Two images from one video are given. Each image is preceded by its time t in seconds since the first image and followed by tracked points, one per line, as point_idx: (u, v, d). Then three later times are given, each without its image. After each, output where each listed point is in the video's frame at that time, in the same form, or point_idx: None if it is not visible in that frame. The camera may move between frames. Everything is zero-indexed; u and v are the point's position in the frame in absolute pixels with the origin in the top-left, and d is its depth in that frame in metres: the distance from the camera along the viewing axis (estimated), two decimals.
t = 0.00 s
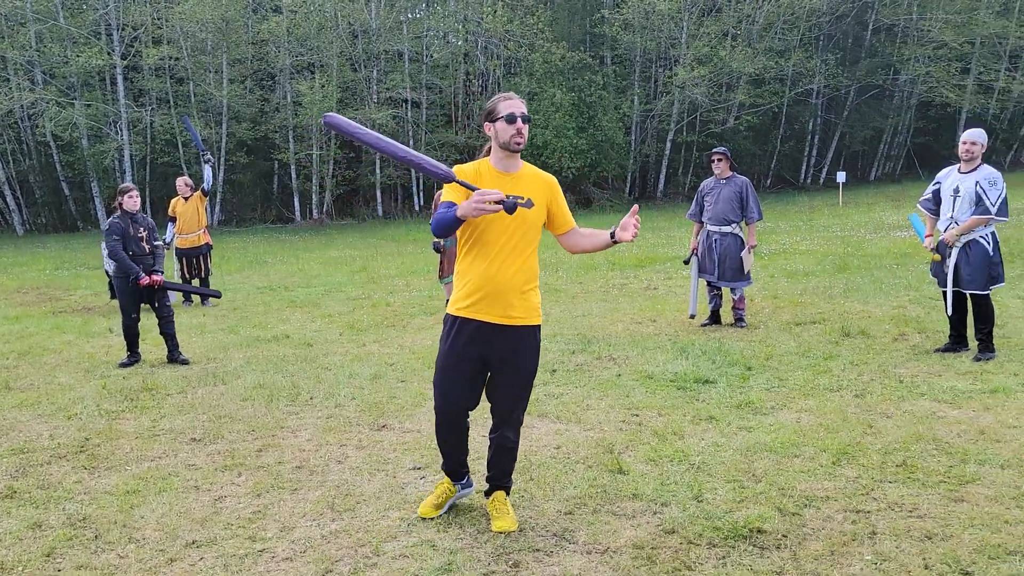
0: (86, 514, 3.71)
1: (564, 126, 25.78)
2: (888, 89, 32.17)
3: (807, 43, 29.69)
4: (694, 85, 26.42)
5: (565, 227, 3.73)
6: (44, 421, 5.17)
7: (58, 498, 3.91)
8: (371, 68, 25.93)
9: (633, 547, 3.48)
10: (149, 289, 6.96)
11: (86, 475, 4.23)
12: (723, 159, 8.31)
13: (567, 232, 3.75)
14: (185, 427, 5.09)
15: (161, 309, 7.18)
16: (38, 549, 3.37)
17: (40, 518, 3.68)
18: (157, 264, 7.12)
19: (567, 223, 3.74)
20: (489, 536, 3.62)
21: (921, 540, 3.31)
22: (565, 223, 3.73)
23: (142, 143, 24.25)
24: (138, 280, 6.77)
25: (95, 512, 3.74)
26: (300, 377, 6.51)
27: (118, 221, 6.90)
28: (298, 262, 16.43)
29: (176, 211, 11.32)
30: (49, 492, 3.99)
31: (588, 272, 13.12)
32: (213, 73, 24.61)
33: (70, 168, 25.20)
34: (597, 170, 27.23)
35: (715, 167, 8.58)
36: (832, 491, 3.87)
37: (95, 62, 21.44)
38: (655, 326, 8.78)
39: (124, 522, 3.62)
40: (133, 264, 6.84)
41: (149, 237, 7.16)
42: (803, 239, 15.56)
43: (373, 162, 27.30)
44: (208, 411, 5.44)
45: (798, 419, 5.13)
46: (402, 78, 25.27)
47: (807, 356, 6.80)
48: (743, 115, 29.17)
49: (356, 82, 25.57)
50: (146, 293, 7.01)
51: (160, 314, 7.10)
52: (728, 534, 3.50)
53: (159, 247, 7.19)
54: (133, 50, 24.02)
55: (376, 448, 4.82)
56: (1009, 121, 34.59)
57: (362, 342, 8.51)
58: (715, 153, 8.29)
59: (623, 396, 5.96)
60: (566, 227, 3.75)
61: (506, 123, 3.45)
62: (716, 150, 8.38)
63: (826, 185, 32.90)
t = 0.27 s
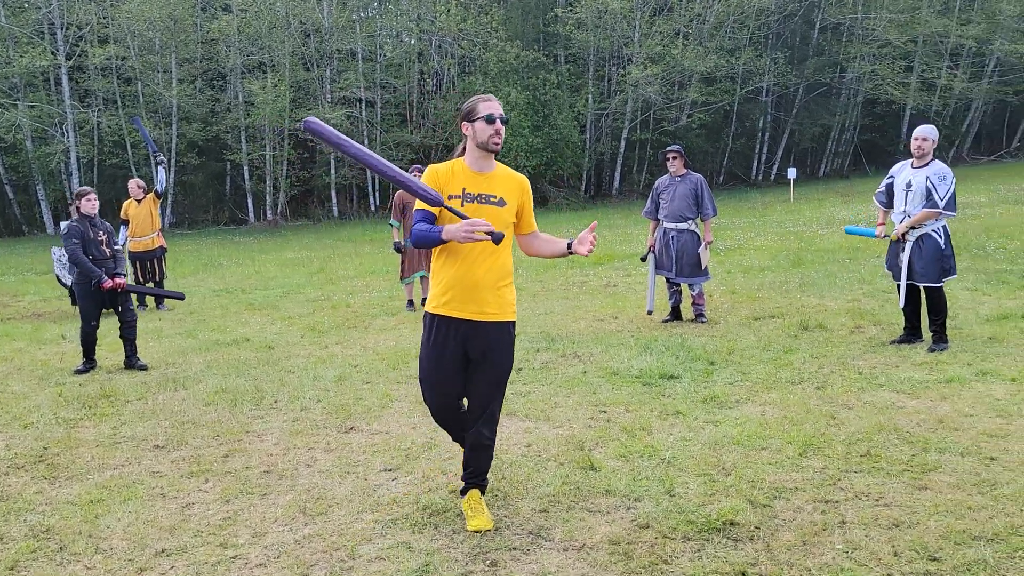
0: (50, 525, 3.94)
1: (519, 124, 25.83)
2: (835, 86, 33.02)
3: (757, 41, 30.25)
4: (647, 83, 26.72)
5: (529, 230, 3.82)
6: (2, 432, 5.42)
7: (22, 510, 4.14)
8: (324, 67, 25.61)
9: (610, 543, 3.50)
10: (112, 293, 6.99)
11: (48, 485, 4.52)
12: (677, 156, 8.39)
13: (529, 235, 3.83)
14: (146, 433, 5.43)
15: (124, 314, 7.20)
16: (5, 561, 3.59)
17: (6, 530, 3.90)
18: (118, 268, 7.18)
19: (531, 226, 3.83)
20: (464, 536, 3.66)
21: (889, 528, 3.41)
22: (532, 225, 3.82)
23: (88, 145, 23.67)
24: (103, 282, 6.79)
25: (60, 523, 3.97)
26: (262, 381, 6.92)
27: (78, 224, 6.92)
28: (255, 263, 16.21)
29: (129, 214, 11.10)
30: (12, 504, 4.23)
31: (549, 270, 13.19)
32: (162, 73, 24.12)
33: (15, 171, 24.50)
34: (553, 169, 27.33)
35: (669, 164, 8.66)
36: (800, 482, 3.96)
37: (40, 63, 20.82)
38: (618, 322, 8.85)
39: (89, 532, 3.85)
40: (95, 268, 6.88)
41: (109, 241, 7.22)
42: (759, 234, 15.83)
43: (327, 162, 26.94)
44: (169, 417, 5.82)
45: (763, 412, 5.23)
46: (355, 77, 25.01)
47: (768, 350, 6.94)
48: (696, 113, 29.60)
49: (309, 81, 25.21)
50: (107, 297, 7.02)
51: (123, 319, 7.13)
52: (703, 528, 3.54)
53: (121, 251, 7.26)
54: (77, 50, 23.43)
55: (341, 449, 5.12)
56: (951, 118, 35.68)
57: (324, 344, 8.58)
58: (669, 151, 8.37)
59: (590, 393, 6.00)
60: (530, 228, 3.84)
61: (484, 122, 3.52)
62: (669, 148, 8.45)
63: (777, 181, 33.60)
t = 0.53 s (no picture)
0: (12, 531, 4.02)
1: (480, 125, 25.81)
2: (791, 89, 33.73)
3: (714, 44, 30.68)
4: (607, 84, 26.92)
5: (509, 227, 3.80)
6: None
7: None
8: (283, 65, 25.26)
9: (584, 540, 3.53)
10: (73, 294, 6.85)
11: (8, 490, 4.62)
12: (636, 158, 8.46)
13: (510, 231, 3.81)
14: (108, 436, 5.55)
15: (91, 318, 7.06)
16: None
17: None
18: (81, 269, 7.03)
19: (514, 222, 3.81)
20: (438, 534, 3.67)
21: (856, 521, 3.51)
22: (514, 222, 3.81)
23: (37, 144, 23.05)
24: (60, 284, 6.64)
25: (21, 529, 4.05)
26: (228, 382, 6.91)
27: (35, 226, 6.86)
28: (214, 264, 15.95)
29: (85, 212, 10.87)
30: None
31: (513, 270, 13.22)
32: (116, 71, 23.58)
33: None
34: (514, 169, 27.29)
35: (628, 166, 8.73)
36: (767, 477, 4.05)
37: None
38: (583, 322, 8.90)
39: (54, 538, 3.91)
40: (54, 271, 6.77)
41: (72, 243, 7.07)
42: (719, 235, 16.07)
43: (286, 162, 26.56)
44: (131, 420, 5.91)
45: (729, 409, 5.32)
46: (315, 76, 24.70)
47: (732, 348, 7.07)
48: (656, 114, 29.92)
49: (267, 80, 24.83)
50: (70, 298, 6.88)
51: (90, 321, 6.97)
52: (675, 524, 3.59)
53: (84, 252, 7.11)
54: (27, 47, 22.81)
55: (311, 450, 5.09)
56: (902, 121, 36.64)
57: (287, 345, 8.52)
58: (629, 153, 8.43)
59: (558, 392, 6.02)
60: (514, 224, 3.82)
61: (447, 126, 3.65)
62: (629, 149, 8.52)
63: (735, 182, 34.16)
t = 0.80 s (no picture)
0: None
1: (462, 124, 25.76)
2: (770, 90, 34.05)
3: (695, 45, 30.88)
4: (589, 85, 26.99)
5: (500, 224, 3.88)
6: None
7: None
8: (263, 63, 25.06)
9: (571, 538, 3.53)
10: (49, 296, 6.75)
11: None
12: (618, 157, 8.52)
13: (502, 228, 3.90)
14: (90, 436, 5.47)
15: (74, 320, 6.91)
16: None
17: None
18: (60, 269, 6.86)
19: (505, 218, 3.89)
20: (425, 533, 3.66)
21: (839, 518, 3.56)
22: (504, 218, 3.89)
23: (12, 141, 22.69)
24: (30, 288, 6.58)
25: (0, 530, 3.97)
26: (210, 380, 6.84)
27: (14, 227, 6.83)
28: (193, 262, 15.79)
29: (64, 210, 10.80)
30: None
31: (496, 269, 13.21)
32: (93, 67, 23.28)
33: None
34: (497, 168, 27.24)
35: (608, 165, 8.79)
36: (752, 475, 4.08)
37: None
38: (566, 321, 8.92)
39: (35, 538, 3.85)
40: (25, 272, 6.68)
41: (52, 242, 6.90)
42: (700, 235, 16.18)
43: (266, 160, 26.35)
44: (112, 419, 5.83)
45: (713, 408, 5.36)
46: (296, 74, 24.52)
47: (715, 347, 7.12)
48: (637, 115, 30.04)
49: (247, 78, 24.60)
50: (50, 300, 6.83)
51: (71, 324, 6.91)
52: (661, 522, 3.62)
53: (63, 251, 6.89)
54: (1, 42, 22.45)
55: (296, 449, 5.06)
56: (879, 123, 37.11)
57: (270, 343, 8.46)
58: (610, 152, 8.48)
59: (543, 391, 6.02)
60: (506, 220, 3.90)
61: (434, 131, 3.82)
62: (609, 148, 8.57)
63: (716, 182, 34.38)
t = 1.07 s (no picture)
0: None
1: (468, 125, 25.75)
2: (777, 92, 33.98)
3: (701, 47, 30.84)
4: (595, 86, 26.95)
5: (508, 219, 3.94)
6: None
7: None
8: (269, 64, 25.11)
9: (579, 542, 3.51)
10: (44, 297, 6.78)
11: None
12: (625, 159, 8.47)
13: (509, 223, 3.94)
14: (97, 436, 5.47)
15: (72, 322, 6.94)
16: None
17: None
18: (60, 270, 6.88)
19: (513, 212, 3.95)
20: (433, 536, 3.65)
21: (851, 523, 3.53)
22: (512, 212, 3.95)
23: (20, 141, 22.79)
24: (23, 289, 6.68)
25: (6, 530, 3.97)
26: (216, 381, 6.84)
27: (27, 225, 6.96)
28: (200, 263, 15.81)
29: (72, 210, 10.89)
30: None
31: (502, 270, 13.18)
32: (100, 68, 23.37)
33: None
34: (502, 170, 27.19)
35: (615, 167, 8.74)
36: (762, 479, 4.06)
37: None
38: (572, 322, 8.89)
39: (42, 539, 3.84)
40: (25, 272, 6.80)
41: (54, 242, 6.93)
42: (706, 237, 16.15)
43: (272, 161, 26.41)
44: (119, 419, 5.83)
45: (721, 411, 5.34)
46: (302, 75, 24.54)
47: (723, 349, 7.08)
48: (643, 116, 29.99)
49: (254, 79, 24.63)
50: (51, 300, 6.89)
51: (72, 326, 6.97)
52: (671, 526, 3.59)
53: (62, 252, 6.89)
54: (10, 43, 22.55)
55: (303, 451, 5.05)
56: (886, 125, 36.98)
57: (276, 344, 8.45)
58: (617, 154, 8.43)
59: (550, 393, 5.99)
60: (515, 215, 3.95)
61: (446, 132, 3.98)
62: (616, 150, 8.53)
63: (722, 184, 34.29)
